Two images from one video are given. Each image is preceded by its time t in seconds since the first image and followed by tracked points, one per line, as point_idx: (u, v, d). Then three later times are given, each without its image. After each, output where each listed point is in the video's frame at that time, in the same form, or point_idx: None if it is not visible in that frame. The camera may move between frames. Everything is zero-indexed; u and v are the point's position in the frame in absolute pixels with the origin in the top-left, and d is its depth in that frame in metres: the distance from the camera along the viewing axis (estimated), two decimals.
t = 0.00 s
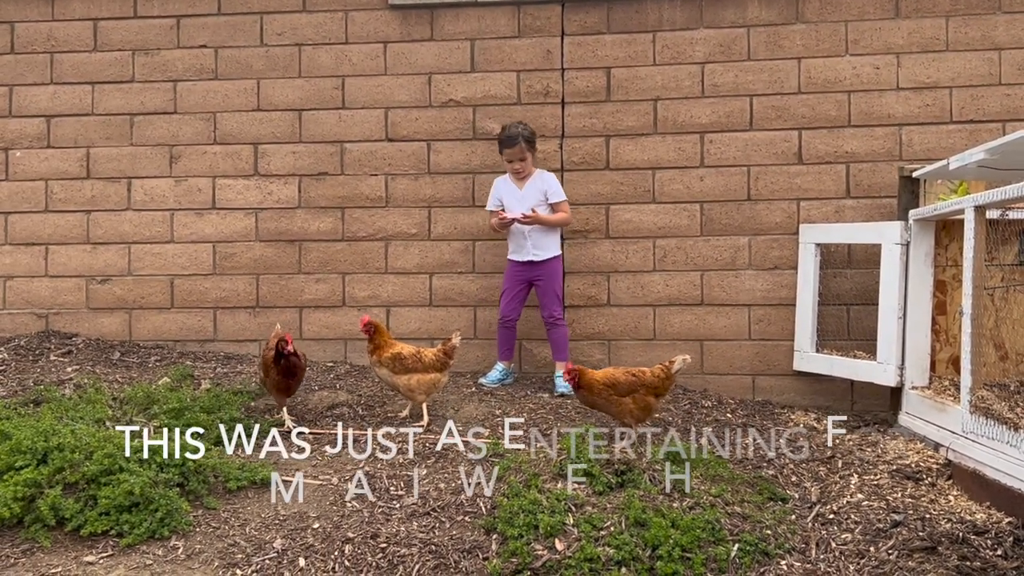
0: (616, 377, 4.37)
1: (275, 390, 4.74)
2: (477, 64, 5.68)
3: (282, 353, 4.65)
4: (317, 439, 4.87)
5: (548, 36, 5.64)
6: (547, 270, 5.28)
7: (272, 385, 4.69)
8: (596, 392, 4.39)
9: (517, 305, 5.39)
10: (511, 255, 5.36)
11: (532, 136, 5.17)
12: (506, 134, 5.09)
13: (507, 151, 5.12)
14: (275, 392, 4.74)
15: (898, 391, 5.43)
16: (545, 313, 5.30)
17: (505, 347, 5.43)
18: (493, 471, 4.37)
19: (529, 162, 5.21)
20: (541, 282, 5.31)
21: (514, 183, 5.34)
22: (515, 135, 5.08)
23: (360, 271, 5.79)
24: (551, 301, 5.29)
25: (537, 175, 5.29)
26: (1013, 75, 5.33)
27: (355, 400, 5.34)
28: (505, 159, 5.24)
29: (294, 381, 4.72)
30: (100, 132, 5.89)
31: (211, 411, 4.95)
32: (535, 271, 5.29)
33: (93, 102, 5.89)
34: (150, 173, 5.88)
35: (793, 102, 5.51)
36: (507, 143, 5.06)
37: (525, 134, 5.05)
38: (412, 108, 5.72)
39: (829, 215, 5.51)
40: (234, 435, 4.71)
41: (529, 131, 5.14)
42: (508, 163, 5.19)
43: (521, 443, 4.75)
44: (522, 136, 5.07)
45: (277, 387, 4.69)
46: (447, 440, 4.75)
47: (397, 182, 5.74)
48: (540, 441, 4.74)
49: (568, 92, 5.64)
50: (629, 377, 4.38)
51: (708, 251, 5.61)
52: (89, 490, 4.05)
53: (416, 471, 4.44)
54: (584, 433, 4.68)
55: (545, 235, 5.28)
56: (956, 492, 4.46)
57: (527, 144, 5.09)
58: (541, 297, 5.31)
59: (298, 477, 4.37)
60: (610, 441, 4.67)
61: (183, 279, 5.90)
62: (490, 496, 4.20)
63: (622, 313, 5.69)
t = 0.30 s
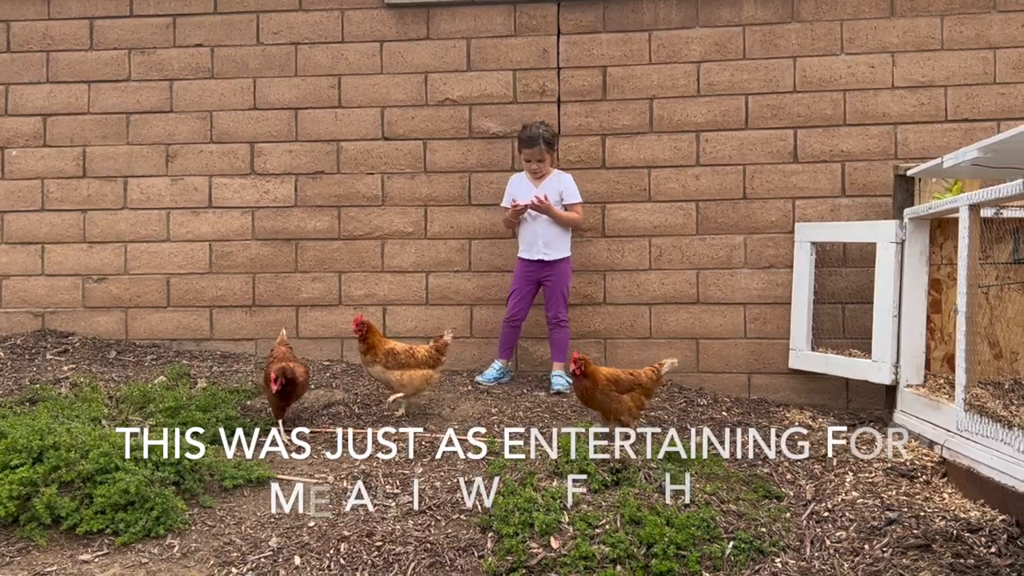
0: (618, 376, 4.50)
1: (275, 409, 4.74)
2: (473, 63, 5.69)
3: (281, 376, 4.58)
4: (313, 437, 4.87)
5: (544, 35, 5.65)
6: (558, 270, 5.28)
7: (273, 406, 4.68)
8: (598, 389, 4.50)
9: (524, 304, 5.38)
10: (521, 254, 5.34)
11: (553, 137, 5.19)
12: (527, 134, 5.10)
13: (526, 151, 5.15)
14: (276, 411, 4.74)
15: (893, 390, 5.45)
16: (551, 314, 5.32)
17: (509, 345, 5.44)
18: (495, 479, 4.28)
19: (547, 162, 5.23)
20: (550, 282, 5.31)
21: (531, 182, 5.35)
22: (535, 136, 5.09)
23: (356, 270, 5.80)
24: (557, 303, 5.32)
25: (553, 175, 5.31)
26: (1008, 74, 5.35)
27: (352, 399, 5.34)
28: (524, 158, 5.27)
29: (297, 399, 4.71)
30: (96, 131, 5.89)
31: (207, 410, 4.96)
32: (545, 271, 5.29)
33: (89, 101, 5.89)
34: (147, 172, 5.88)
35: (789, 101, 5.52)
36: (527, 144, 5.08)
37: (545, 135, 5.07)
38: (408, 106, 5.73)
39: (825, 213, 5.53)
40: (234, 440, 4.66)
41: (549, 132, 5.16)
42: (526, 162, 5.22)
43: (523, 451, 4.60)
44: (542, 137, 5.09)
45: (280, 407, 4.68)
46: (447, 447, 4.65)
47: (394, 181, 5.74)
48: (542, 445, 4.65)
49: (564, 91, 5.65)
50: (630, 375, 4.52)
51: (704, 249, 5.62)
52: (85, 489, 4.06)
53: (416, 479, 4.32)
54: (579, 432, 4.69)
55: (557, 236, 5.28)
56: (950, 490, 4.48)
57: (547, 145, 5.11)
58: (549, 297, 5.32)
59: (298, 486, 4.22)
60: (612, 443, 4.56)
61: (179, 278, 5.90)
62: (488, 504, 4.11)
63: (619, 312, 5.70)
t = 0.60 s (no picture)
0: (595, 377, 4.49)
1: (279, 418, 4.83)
2: (470, 62, 5.70)
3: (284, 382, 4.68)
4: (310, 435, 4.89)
5: (541, 34, 5.66)
6: (556, 268, 5.29)
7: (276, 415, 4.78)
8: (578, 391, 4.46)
9: (522, 304, 5.37)
10: (518, 252, 5.35)
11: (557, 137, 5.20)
12: (532, 133, 5.12)
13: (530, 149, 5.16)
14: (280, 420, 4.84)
15: (889, 387, 5.46)
16: (549, 313, 5.30)
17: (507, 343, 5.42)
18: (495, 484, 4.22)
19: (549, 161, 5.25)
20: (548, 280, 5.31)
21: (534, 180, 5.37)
22: (541, 135, 5.11)
23: (354, 269, 5.81)
24: (555, 302, 5.30)
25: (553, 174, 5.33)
26: (1004, 72, 5.36)
27: (349, 397, 5.36)
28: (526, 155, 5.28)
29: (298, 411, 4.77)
30: (94, 130, 5.90)
31: (205, 408, 4.97)
32: (543, 269, 5.30)
33: (87, 100, 5.89)
34: (145, 171, 5.89)
35: (785, 99, 5.53)
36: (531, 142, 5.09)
37: (550, 135, 5.09)
38: (406, 105, 5.73)
39: (821, 211, 5.54)
40: (234, 439, 4.67)
41: (554, 132, 5.17)
42: (528, 159, 5.24)
43: (523, 451, 4.60)
44: (547, 136, 5.11)
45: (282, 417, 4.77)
46: (448, 447, 4.66)
47: (391, 180, 5.75)
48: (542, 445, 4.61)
49: (561, 90, 5.66)
50: (609, 375, 4.51)
51: (700, 248, 5.63)
52: (82, 487, 4.09)
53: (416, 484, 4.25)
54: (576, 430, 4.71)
55: (555, 234, 5.28)
56: (946, 487, 4.49)
57: (551, 145, 5.13)
58: (547, 295, 5.31)
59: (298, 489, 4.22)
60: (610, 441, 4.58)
61: (177, 277, 5.91)
62: (489, 511, 4.03)
63: (616, 310, 5.71)
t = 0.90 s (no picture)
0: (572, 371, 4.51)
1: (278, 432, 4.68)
2: (470, 60, 5.71)
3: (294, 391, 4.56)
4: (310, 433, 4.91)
5: (540, 32, 5.67)
6: (542, 267, 5.29)
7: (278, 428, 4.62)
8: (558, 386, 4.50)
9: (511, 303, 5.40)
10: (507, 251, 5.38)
11: (547, 134, 5.24)
12: (518, 128, 5.22)
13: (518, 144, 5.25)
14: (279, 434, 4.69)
15: (888, 385, 5.47)
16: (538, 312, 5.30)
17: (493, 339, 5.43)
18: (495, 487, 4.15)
19: (539, 159, 5.29)
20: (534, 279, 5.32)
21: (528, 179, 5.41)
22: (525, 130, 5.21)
23: (353, 267, 5.82)
24: (542, 301, 5.30)
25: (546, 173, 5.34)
26: (1002, 70, 5.37)
27: (349, 395, 5.37)
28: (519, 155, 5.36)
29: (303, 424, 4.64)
30: (94, 129, 5.91)
31: (205, 406, 4.99)
32: (530, 268, 5.30)
33: (86, 99, 5.90)
34: (145, 170, 5.90)
35: (784, 98, 5.54)
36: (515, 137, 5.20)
37: (535, 130, 5.16)
38: (405, 104, 5.75)
39: (820, 210, 5.55)
40: (234, 438, 4.69)
41: (543, 129, 5.24)
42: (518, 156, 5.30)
43: (523, 451, 4.58)
44: (531, 132, 5.19)
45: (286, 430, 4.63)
46: (447, 447, 4.67)
47: (391, 178, 5.76)
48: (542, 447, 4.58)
49: (561, 88, 5.67)
50: (585, 367, 4.53)
51: (699, 246, 5.64)
52: (82, 485, 4.11)
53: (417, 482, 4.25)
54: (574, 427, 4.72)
55: (541, 234, 5.28)
56: (944, 485, 4.51)
57: (536, 140, 5.19)
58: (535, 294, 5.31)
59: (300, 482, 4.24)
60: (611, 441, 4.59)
61: (177, 276, 5.92)
62: (489, 512, 4.01)
63: (615, 308, 5.72)
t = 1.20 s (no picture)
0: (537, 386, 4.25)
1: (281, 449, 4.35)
2: (472, 58, 5.72)
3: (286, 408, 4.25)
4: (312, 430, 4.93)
5: (542, 30, 5.68)
6: (517, 268, 5.24)
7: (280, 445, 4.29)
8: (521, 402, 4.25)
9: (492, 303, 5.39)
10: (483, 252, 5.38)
11: (513, 130, 5.11)
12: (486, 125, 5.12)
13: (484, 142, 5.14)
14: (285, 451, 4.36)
15: (890, 381, 5.47)
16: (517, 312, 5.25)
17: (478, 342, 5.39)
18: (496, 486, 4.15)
19: (506, 155, 5.15)
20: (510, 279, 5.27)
21: (493, 177, 5.30)
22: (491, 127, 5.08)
23: (355, 264, 5.84)
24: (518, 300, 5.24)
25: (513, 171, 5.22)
26: (1004, 67, 5.37)
27: (351, 392, 5.39)
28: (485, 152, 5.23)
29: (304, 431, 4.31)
30: (97, 127, 5.93)
31: (208, 403, 5.02)
32: (505, 269, 5.27)
33: (90, 97, 5.92)
34: (148, 167, 5.92)
35: (785, 95, 5.55)
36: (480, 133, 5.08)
37: (501, 125, 5.02)
38: (407, 101, 5.76)
39: (822, 206, 5.55)
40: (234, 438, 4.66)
41: (510, 125, 5.10)
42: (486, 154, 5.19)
43: (522, 452, 4.48)
44: (498, 129, 5.06)
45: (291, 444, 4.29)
46: (447, 447, 4.66)
47: (393, 176, 5.78)
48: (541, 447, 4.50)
49: (563, 86, 5.67)
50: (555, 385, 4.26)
51: (701, 243, 5.65)
52: (86, 481, 4.13)
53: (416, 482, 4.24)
54: (575, 423, 4.76)
55: (512, 236, 5.22)
56: (945, 481, 4.52)
57: (502, 135, 5.06)
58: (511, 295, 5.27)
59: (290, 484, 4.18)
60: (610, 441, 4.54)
61: (181, 273, 5.94)
62: (489, 513, 4.01)
63: (617, 305, 5.74)
